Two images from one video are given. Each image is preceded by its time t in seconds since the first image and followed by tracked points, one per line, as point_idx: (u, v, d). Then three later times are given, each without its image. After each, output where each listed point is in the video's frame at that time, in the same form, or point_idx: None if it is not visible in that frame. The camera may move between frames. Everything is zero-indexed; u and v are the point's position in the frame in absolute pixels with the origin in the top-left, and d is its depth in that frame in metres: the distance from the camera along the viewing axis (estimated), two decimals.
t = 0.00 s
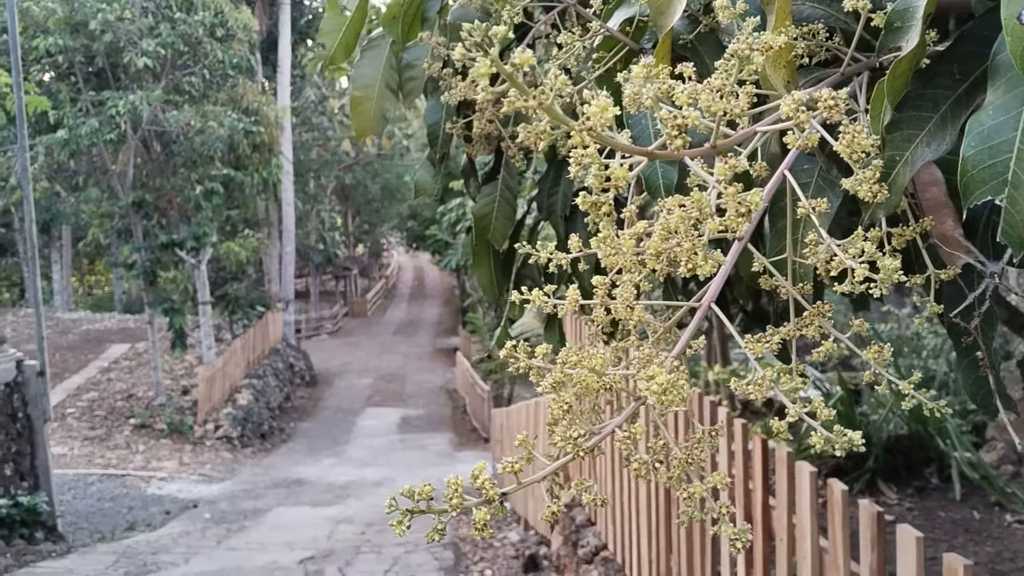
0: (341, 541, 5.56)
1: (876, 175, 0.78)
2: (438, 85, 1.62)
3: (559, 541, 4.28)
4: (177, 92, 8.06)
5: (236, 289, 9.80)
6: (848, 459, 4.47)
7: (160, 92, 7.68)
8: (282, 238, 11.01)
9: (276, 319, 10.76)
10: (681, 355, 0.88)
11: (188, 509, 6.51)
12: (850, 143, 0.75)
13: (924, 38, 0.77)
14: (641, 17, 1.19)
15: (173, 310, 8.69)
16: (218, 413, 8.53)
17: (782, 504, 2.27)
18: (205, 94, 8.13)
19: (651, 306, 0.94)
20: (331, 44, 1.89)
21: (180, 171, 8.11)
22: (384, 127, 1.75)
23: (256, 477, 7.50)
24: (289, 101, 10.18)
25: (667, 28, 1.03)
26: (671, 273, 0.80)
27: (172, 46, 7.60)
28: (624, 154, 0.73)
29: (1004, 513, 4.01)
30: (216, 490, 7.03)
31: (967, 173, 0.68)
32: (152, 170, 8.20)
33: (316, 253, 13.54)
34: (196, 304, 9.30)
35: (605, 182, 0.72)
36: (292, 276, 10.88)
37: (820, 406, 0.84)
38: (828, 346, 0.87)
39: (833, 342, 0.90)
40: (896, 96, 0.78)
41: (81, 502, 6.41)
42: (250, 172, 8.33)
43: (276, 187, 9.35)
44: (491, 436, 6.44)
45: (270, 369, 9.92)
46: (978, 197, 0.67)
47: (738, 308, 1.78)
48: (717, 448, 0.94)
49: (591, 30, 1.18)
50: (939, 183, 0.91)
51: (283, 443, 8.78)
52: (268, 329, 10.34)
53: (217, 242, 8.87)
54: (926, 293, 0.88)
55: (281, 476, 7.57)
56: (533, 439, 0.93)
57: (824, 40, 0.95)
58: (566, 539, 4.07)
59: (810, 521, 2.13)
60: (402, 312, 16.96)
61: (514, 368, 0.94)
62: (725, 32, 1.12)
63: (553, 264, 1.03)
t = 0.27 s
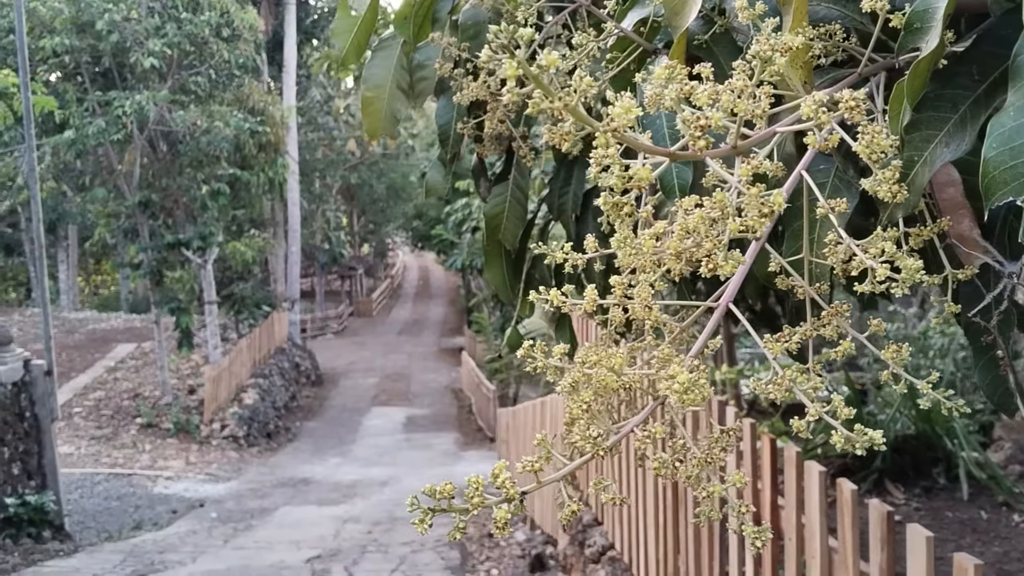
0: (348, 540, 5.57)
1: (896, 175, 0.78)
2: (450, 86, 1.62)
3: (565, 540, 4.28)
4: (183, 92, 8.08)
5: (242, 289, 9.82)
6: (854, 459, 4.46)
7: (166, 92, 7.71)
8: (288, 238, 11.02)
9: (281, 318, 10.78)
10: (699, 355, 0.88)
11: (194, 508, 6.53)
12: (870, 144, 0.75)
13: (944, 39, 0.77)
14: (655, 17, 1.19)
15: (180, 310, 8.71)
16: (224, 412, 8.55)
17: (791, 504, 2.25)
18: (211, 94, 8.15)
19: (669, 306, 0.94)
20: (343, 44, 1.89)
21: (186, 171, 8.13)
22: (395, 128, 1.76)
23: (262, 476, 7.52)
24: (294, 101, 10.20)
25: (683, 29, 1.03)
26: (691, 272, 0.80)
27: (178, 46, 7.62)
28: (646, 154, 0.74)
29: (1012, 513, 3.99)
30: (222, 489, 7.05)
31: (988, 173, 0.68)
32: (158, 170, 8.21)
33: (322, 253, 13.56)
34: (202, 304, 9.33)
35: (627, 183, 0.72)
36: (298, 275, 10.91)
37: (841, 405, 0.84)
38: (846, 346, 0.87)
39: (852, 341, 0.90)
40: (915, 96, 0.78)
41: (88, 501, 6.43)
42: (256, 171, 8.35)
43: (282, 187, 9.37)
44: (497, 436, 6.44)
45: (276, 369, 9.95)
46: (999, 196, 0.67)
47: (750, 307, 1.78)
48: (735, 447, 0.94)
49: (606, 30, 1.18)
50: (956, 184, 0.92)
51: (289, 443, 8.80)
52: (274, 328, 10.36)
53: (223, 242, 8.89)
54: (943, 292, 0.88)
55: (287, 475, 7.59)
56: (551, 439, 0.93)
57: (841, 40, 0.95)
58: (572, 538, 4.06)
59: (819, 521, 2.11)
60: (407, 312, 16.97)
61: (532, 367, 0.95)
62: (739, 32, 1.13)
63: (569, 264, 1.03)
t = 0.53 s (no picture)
0: (354, 539, 5.58)
1: (914, 175, 0.79)
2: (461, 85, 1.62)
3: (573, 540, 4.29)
4: (189, 92, 8.09)
5: (248, 289, 9.85)
6: (861, 459, 4.43)
7: (172, 92, 7.73)
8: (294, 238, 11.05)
9: (287, 318, 10.80)
10: (716, 354, 0.88)
11: (201, 507, 6.55)
12: (890, 144, 0.75)
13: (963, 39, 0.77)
14: (669, 18, 1.19)
15: (186, 310, 8.72)
16: (230, 411, 8.57)
17: (800, 504, 2.23)
18: (217, 94, 8.16)
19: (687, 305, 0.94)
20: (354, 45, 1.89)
21: (192, 171, 8.15)
22: (407, 128, 1.76)
23: (268, 476, 7.53)
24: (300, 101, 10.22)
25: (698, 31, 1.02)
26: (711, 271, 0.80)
27: (184, 46, 7.64)
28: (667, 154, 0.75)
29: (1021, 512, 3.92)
30: (229, 489, 7.07)
31: (1007, 173, 0.69)
32: (165, 170, 8.23)
33: (327, 253, 13.58)
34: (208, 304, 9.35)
35: (649, 183, 0.73)
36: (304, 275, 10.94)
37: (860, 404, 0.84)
38: (865, 344, 0.88)
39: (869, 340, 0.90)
40: (935, 96, 0.79)
41: (94, 500, 6.45)
42: (262, 171, 8.37)
43: (287, 187, 9.39)
44: (503, 436, 6.45)
45: (282, 368, 9.97)
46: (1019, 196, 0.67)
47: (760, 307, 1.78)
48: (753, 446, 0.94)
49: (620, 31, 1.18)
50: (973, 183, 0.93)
51: (295, 442, 8.82)
52: (280, 328, 10.38)
53: (229, 242, 8.92)
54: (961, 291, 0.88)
55: (293, 474, 7.60)
56: (571, 438, 0.93)
57: (857, 41, 0.96)
58: (579, 538, 4.06)
59: (829, 521, 2.09)
60: (412, 311, 16.97)
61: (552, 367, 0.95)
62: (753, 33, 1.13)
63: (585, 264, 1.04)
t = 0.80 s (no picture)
0: (360, 539, 5.58)
1: (929, 175, 0.79)
2: (472, 86, 1.63)
3: (577, 540, 4.28)
4: (194, 92, 8.10)
5: (253, 288, 9.86)
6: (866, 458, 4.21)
7: (177, 92, 7.73)
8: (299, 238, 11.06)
9: (292, 317, 10.85)
10: (732, 354, 0.89)
11: (206, 507, 6.55)
12: (905, 144, 0.75)
13: (979, 42, 0.78)
14: (680, 17, 1.19)
15: (191, 310, 8.74)
16: (235, 411, 8.59)
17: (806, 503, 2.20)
18: (222, 94, 8.16)
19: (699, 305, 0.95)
20: (363, 46, 1.90)
21: (198, 171, 8.16)
22: (416, 128, 1.76)
23: (273, 475, 7.54)
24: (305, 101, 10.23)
25: (707, 32, 1.02)
26: (728, 271, 0.80)
27: (189, 46, 7.64)
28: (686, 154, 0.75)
29: None
30: (234, 488, 7.08)
31: None
32: (169, 170, 8.24)
33: (332, 253, 13.60)
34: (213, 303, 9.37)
35: (666, 184, 0.74)
36: (309, 275, 10.96)
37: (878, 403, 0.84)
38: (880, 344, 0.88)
39: (883, 339, 0.91)
40: (952, 97, 0.79)
41: (100, 500, 6.46)
42: (267, 171, 8.37)
43: (292, 187, 9.40)
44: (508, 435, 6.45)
45: (286, 368, 9.99)
46: None
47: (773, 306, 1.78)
48: (766, 446, 0.94)
49: (631, 30, 1.18)
50: (987, 183, 0.94)
51: (300, 442, 8.84)
52: (285, 328, 10.41)
53: (234, 242, 8.94)
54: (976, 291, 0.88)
55: (298, 474, 7.61)
56: (586, 438, 0.94)
57: (871, 40, 0.96)
58: (584, 537, 4.05)
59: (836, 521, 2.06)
60: (416, 311, 16.98)
61: (568, 365, 0.96)
62: (766, 33, 1.14)
63: (600, 263, 1.03)
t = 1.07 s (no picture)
0: (365, 538, 5.59)
1: (947, 175, 0.79)
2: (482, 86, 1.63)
3: (583, 539, 4.28)
4: (199, 92, 8.11)
5: (257, 288, 9.87)
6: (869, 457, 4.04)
7: (182, 92, 7.74)
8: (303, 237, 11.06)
9: (296, 317, 10.87)
10: (749, 353, 0.89)
11: (211, 506, 6.57)
12: (923, 144, 0.75)
13: (997, 43, 0.78)
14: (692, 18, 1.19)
15: (197, 309, 8.75)
16: (240, 410, 8.61)
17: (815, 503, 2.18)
18: (227, 94, 8.17)
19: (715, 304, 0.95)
20: (373, 46, 1.90)
21: (203, 171, 8.18)
22: (427, 127, 1.75)
23: (277, 474, 7.55)
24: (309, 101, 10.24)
25: (721, 33, 1.02)
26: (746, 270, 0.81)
27: (194, 46, 7.65)
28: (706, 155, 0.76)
29: None
30: (239, 488, 7.10)
31: None
32: (175, 170, 8.26)
33: (337, 252, 13.61)
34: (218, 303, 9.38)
35: (686, 184, 0.75)
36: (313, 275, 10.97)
37: (896, 402, 0.85)
38: (896, 343, 0.89)
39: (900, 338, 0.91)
40: (970, 97, 0.79)
41: (105, 499, 6.48)
42: (272, 171, 8.39)
43: (296, 187, 9.41)
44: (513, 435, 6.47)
45: (291, 368, 10.00)
46: None
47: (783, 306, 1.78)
48: (783, 443, 0.95)
49: (644, 31, 1.17)
50: (1003, 183, 0.95)
51: (305, 441, 8.85)
52: (289, 327, 10.42)
53: (239, 242, 8.95)
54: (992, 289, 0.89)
55: (303, 473, 7.62)
56: (603, 435, 0.95)
57: (887, 41, 0.96)
58: (590, 536, 4.05)
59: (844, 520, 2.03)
60: (421, 310, 17.00)
61: (586, 363, 0.97)
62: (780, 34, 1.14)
63: (616, 262, 1.04)
